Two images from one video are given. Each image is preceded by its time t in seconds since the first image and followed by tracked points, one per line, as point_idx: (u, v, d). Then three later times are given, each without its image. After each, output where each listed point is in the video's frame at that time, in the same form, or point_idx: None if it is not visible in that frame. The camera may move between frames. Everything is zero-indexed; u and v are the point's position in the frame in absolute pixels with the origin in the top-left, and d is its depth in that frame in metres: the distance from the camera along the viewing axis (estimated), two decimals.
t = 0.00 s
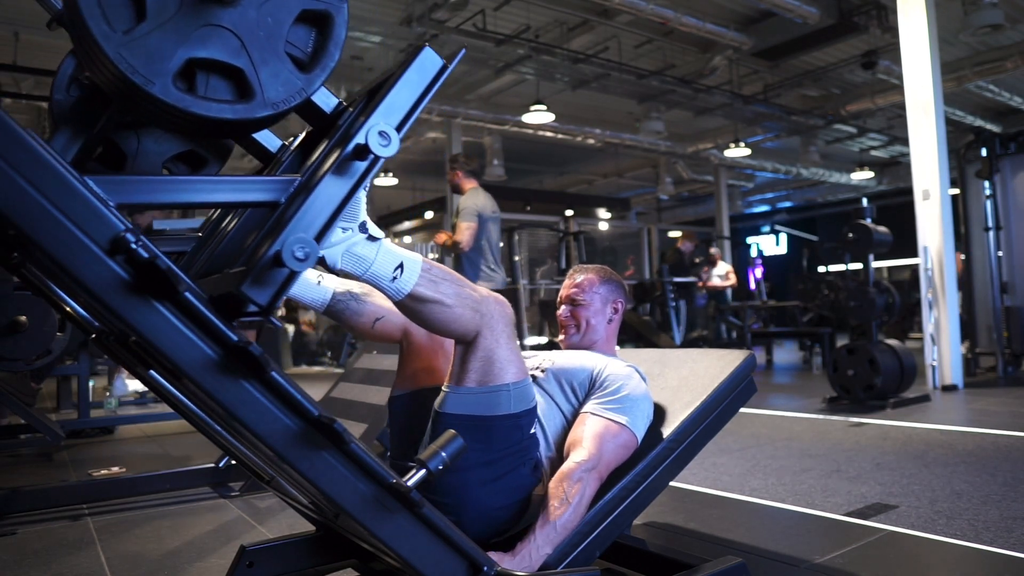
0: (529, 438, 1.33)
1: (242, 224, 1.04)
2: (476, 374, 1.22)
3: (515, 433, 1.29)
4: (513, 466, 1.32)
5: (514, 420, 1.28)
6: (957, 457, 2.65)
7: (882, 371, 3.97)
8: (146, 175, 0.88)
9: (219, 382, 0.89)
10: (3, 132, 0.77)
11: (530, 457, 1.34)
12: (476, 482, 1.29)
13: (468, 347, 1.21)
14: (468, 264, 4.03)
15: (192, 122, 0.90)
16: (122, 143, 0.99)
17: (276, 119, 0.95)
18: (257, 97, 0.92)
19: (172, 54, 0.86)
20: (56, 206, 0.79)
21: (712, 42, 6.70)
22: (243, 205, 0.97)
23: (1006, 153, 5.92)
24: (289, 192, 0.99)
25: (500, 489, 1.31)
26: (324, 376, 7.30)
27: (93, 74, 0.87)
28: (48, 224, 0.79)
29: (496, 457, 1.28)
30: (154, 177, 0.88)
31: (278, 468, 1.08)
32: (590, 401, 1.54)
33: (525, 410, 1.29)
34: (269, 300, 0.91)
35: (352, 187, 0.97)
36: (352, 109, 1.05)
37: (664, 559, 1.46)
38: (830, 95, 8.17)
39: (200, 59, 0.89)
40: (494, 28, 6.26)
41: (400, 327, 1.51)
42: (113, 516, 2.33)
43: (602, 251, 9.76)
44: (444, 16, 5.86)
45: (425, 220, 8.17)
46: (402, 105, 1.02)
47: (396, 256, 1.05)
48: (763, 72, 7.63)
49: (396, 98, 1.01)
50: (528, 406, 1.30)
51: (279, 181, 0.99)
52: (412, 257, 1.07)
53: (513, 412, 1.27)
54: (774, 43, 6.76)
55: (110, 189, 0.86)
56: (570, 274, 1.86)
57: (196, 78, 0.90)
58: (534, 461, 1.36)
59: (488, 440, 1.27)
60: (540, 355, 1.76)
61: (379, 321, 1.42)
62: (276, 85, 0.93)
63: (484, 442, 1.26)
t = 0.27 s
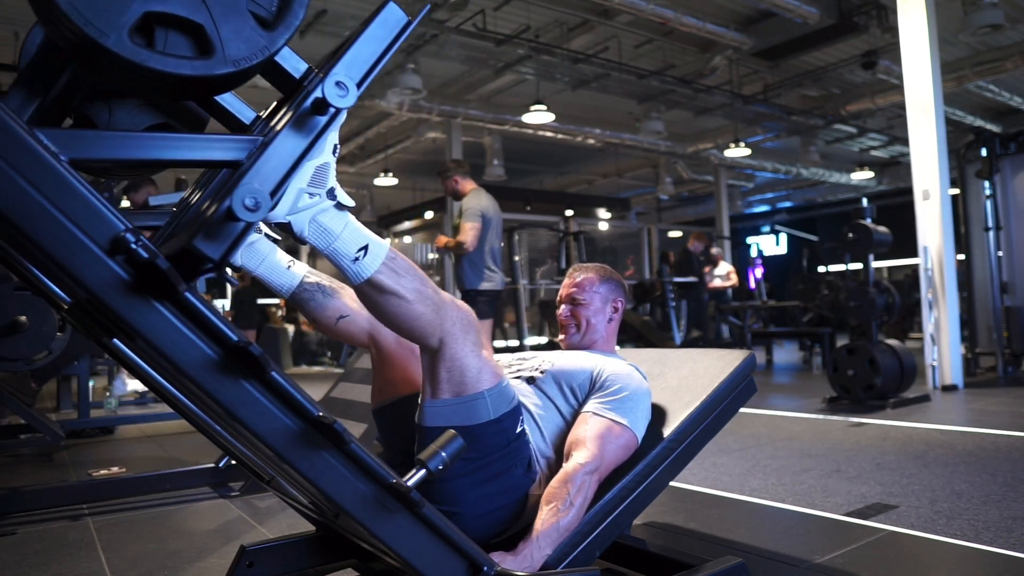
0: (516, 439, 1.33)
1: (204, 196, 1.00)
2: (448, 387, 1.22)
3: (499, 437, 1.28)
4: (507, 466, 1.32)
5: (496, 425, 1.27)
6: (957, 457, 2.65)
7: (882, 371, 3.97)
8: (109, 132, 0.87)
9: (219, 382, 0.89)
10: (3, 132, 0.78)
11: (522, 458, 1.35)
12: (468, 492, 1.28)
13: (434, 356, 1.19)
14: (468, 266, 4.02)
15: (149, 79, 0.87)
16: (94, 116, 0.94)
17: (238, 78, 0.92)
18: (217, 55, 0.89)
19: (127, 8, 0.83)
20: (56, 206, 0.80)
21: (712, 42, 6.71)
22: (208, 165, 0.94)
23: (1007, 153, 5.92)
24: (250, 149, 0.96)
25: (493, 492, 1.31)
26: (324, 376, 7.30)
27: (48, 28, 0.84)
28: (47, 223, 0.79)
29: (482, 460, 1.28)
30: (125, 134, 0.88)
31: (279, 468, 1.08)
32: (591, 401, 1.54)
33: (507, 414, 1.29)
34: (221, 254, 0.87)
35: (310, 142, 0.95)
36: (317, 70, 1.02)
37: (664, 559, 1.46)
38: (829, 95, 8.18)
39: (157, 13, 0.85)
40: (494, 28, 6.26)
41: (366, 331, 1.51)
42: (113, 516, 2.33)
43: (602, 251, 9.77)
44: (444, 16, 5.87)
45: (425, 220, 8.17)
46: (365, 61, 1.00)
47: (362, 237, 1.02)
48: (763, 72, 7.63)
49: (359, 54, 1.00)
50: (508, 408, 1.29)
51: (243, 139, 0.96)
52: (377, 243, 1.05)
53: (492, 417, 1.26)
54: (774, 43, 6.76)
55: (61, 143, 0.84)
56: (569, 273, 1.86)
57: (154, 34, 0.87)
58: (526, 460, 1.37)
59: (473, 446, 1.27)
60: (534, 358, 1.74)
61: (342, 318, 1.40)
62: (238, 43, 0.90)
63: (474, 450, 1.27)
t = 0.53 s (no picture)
0: (510, 439, 1.33)
1: (185, 182, 0.99)
2: (432, 400, 1.21)
3: (489, 442, 1.28)
4: (504, 466, 1.32)
5: (485, 430, 1.26)
6: (957, 457, 2.65)
7: (882, 370, 3.97)
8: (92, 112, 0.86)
9: (218, 382, 0.89)
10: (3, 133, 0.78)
11: (518, 458, 1.35)
12: (464, 497, 1.28)
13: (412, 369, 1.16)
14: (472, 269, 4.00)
15: (132, 60, 0.86)
16: (81, 101, 0.98)
17: (222, 60, 0.91)
18: (198, 34, 0.88)
19: None
20: (57, 206, 0.80)
21: (712, 43, 6.70)
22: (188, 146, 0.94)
23: (1006, 153, 5.92)
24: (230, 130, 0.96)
25: (491, 492, 1.31)
26: (324, 376, 7.30)
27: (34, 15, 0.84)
28: (46, 222, 0.79)
29: (477, 464, 1.28)
30: (120, 114, 0.88)
31: (278, 468, 1.08)
32: (592, 403, 1.53)
33: (494, 418, 1.28)
34: (200, 232, 0.85)
35: (291, 120, 0.94)
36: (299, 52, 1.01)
37: (664, 559, 1.46)
38: (829, 95, 8.18)
39: None
40: (494, 28, 6.26)
41: (345, 337, 1.42)
42: (113, 516, 2.32)
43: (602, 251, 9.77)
44: (444, 16, 5.87)
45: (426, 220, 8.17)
46: (347, 40, 1.00)
47: (342, 232, 1.03)
48: (763, 72, 7.64)
49: (341, 34, 1.00)
50: (496, 412, 1.28)
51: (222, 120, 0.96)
52: (357, 239, 1.04)
53: (481, 423, 1.25)
54: (774, 44, 6.76)
55: (43, 122, 0.84)
56: (570, 272, 1.86)
57: (134, 14, 0.87)
58: (523, 458, 1.37)
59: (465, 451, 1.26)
60: (532, 359, 1.74)
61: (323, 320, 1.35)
62: (219, 23, 0.90)
63: (468, 454, 1.26)
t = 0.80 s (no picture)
0: (517, 439, 1.33)
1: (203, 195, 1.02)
2: (449, 389, 1.22)
3: (499, 439, 1.28)
4: (507, 466, 1.32)
5: (497, 424, 1.27)
6: (957, 457, 2.65)
7: (882, 370, 3.97)
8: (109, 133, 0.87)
9: (218, 382, 0.89)
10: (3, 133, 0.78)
11: (523, 458, 1.35)
12: (468, 495, 1.28)
13: (435, 359, 1.19)
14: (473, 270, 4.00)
15: (150, 79, 0.86)
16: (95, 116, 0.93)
17: (239, 78, 0.92)
18: (217, 54, 0.89)
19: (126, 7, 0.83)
20: (58, 207, 0.80)
21: (712, 43, 6.71)
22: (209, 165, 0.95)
23: (1006, 153, 5.92)
24: (250, 150, 0.96)
25: (493, 492, 1.31)
26: (324, 376, 7.31)
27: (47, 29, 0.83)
28: (47, 223, 0.79)
29: (482, 460, 1.28)
30: (131, 134, 0.88)
31: (279, 469, 1.08)
32: (593, 403, 1.53)
33: (507, 413, 1.29)
34: (222, 255, 0.87)
35: (311, 142, 0.95)
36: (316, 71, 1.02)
37: (665, 559, 1.46)
38: (829, 95, 8.18)
39: (157, 13, 0.85)
40: (494, 28, 6.26)
41: (367, 332, 1.53)
42: (113, 516, 2.32)
43: (602, 251, 9.78)
44: (445, 16, 5.87)
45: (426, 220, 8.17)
46: (366, 60, 1.00)
47: (362, 238, 1.02)
48: (763, 72, 7.64)
49: (359, 53, 1.00)
50: (510, 407, 1.30)
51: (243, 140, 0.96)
52: (377, 243, 1.04)
53: (496, 417, 1.26)
54: (774, 44, 6.76)
55: (63, 144, 0.84)
56: (571, 271, 1.86)
57: (154, 34, 0.87)
58: (527, 460, 1.37)
59: (475, 446, 1.27)
60: (533, 358, 1.74)
61: (345, 318, 1.43)
62: (237, 42, 0.90)
63: (474, 450, 1.27)
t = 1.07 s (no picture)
0: (530, 440, 1.33)
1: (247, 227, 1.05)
2: (480, 376, 1.23)
3: (516, 436, 1.29)
4: (517, 466, 1.32)
5: (518, 421, 1.28)
6: (957, 457, 2.65)
7: (882, 371, 3.97)
8: (161, 185, 0.89)
9: (218, 382, 0.89)
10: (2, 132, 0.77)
11: (532, 459, 1.35)
12: (475, 490, 1.28)
13: (474, 349, 1.21)
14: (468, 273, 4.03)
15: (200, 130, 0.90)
16: (129, 148, 0.99)
17: (283, 126, 0.94)
18: (264, 106, 0.92)
19: (179, 63, 0.86)
20: (57, 206, 0.80)
21: (712, 43, 6.72)
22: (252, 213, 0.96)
23: (1006, 153, 5.92)
24: (296, 201, 0.98)
25: (499, 490, 1.31)
26: (324, 376, 7.30)
27: (103, 82, 0.87)
28: (49, 224, 0.79)
29: (496, 457, 1.28)
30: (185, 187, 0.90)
31: (278, 468, 1.08)
32: (592, 403, 1.54)
33: (530, 412, 1.29)
34: (280, 310, 0.90)
35: (361, 196, 0.97)
36: (358, 116, 1.05)
37: (664, 559, 1.46)
38: (830, 95, 8.18)
39: (207, 67, 0.88)
40: (494, 28, 6.26)
41: (403, 329, 1.54)
42: (113, 516, 2.32)
43: (602, 251, 9.77)
44: (445, 16, 5.87)
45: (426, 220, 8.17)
46: (411, 114, 1.02)
47: (402, 261, 1.05)
48: (763, 72, 7.64)
49: (404, 107, 1.02)
50: (532, 408, 1.30)
51: (286, 188, 0.97)
52: (417, 263, 1.06)
53: (517, 414, 1.27)
54: (775, 44, 6.76)
55: (121, 200, 0.86)
56: (572, 271, 1.86)
57: (203, 87, 0.90)
58: (535, 464, 1.37)
59: (491, 442, 1.27)
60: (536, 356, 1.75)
61: (382, 322, 1.45)
62: (283, 93, 0.93)
63: (488, 442, 1.26)
